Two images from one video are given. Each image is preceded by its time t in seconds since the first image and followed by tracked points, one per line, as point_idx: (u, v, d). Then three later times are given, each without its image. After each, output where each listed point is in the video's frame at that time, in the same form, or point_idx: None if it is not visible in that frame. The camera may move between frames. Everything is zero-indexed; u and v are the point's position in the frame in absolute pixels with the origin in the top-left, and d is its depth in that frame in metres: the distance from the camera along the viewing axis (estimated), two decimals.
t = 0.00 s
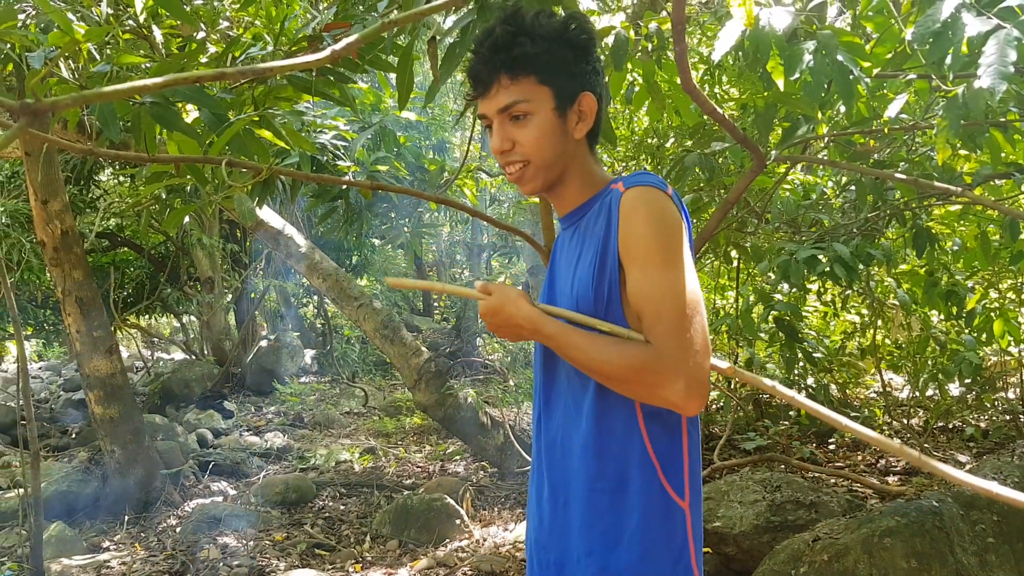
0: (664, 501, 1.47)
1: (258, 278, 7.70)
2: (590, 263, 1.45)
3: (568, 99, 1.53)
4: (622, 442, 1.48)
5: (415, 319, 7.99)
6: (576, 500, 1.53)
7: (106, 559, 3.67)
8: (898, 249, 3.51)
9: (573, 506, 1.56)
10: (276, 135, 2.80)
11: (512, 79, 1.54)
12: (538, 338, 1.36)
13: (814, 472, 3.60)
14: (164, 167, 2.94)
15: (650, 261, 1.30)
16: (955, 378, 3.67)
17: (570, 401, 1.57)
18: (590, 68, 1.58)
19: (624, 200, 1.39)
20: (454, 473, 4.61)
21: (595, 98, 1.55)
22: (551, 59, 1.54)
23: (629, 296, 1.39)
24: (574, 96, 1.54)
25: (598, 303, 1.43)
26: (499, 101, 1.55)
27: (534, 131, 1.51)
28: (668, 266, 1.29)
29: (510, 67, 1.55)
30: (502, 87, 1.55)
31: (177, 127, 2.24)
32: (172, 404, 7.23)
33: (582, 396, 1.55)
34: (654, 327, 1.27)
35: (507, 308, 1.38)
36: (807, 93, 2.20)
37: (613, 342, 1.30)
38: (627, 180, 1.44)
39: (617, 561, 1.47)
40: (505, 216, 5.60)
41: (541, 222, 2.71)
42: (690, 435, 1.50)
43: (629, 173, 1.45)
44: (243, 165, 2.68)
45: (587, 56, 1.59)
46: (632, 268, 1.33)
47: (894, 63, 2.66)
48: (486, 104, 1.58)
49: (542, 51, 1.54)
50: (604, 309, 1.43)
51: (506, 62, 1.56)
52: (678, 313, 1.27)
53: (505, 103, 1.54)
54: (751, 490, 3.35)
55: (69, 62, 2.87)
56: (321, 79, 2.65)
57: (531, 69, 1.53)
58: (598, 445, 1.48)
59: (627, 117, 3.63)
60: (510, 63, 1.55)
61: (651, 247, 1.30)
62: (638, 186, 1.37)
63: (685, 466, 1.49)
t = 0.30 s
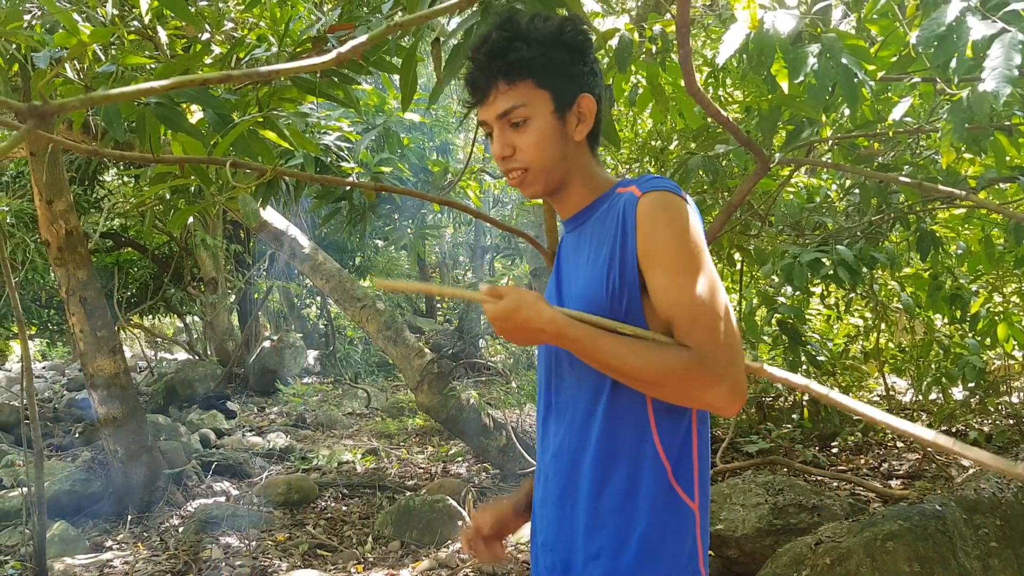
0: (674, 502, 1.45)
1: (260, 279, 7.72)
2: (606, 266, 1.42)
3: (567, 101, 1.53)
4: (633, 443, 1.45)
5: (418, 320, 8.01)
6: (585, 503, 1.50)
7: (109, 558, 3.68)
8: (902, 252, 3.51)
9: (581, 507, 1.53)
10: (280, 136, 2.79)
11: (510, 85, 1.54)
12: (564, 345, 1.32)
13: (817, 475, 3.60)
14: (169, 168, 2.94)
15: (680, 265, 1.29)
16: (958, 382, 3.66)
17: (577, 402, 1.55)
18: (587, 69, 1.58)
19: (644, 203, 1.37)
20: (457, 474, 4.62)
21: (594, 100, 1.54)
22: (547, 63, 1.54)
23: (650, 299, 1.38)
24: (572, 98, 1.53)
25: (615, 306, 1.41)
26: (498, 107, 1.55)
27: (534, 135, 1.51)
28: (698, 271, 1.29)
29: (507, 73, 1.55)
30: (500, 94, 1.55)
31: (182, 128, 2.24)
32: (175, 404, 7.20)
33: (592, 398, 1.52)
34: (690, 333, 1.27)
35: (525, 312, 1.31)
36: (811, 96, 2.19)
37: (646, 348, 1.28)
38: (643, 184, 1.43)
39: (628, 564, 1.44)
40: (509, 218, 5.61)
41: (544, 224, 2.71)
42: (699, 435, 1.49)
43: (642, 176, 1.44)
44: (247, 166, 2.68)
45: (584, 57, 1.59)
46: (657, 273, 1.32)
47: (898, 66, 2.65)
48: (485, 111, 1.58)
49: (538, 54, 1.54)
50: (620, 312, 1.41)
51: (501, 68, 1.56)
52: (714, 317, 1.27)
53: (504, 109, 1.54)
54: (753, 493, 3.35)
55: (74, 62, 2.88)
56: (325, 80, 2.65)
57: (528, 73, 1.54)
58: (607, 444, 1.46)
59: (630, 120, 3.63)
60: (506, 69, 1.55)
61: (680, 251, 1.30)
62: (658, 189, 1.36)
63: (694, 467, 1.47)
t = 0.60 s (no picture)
0: (684, 505, 1.44)
1: (260, 279, 7.73)
2: (617, 267, 1.42)
3: (548, 102, 1.51)
4: (643, 445, 1.45)
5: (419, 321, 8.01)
6: (593, 504, 1.49)
7: (109, 558, 3.69)
8: (902, 254, 3.51)
9: (589, 509, 1.51)
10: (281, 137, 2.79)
11: (489, 101, 1.55)
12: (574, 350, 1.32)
13: (817, 477, 3.60)
14: (170, 168, 2.95)
15: (693, 270, 1.29)
16: (959, 383, 3.67)
17: (587, 404, 1.54)
18: (564, 67, 1.55)
19: (658, 204, 1.36)
20: (456, 475, 4.62)
21: (575, 96, 1.51)
22: (521, 72, 1.53)
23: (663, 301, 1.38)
24: (552, 100, 1.51)
25: (626, 308, 1.41)
26: (483, 125, 1.56)
27: (522, 145, 1.50)
28: (712, 277, 1.29)
29: (483, 90, 1.56)
30: (483, 112, 1.56)
31: (182, 128, 2.24)
32: (175, 404, 7.20)
33: (603, 399, 1.51)
34: (702, 339, 1.28)
35: (534, 317, 1.31)
36: (812, 97, 2.18)
37: (656, 354, 1.29)
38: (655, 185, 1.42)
39: (637, 565, 1.43)
40: (510, 219, 5.61)
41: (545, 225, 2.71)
42: (708, 439, 1.50)
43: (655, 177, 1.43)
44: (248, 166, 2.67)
45: (559, 57, 1.57)
46: (668, 276, 1.32)
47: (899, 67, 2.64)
48: (473, 131, 1.59)
49: (513, 65, 1.54)
50: (631, 313, 1.41)
51: (476, 87, 1.57)
52: (726, 323, 1.28)
53: (489, 125, 1.54)
54: (753, 494, 3.35)
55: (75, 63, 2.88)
56: (325, 81, 2.64)
57: (503, 87, 1.54)
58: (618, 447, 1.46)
59: (631, 121, 3.63)
60: (480, 87, 1.56)
61: (692, 256, 1.29)
62: (672, 191, 1.35)
63: (704, 471, 1.47)
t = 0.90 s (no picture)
0: (686, 503, 1.45)
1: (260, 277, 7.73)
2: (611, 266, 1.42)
3: (554, 96, 1.51)
4: (645, 446, 1.45)
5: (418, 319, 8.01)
6: (596, 505, 1.49)
7: (109, 556, 3.69)
8: (902, 253, 3.52)
9: (592, 507, 1.51)
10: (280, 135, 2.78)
11: (496, 90, 1.55)
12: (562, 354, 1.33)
13: (817, 475, 3.60)
14: (170, 166, 2.94)
15: (680, 267, 1.29)
16: (958, 382, 3.67)
17: (588, 403, 1.54)
18: (575, 61, 1.55)
19: (652, 202, 1.37)
20: (456, 473, 4.63)
21: (582, 90, 1.51)
22: (530, 63, 1.54)
23: (653, 302, 1.38)
24: (558, 92, 1.51)
25: (618, 308, 1.41)
26: (488, 114, 1.56)
27: (523, 136, 1.50)
28: (695, 275, 1.28)
29: (490, 79, 1.57)
30: (489, 100, 1.56)
31: (181, 125, 2.24)
32: (176, 404, 7.10)
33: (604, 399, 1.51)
34: (684, 338, 1.27)
35: (522, 335, 1.34)
36: (811, 95, 2.18)
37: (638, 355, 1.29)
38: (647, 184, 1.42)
39: (641, 565, 1.43)
40: (510, 218, 5.62)
41: (545, 222, 2.71)
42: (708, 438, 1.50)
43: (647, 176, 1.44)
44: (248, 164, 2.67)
45: (569, 50, 1.57)
46: (655, 276, 1.32)
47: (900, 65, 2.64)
48: (478, 119, 1.60)
49: (524, 56, 1.55)
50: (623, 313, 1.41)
51: (484, 76, 1.58)
52: (709, 321, 1.27)
53: (493, 114, 1.55)
54: (753, 492, 3.36)
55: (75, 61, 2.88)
56: (325, 79, 2.63)
57: (511, 77, 1.54)
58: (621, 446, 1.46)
59: (631, 119, 3.64)
60: (487, 76, 1.57)
61: (678, 256, 1.30)
62: (662, 190, 1.36)
63: (704, 469, 1.48)
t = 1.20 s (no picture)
0: (670, 502, 1.45)
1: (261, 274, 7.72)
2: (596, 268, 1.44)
3: (562, 94, 1.51)
4: (628, 446, 1.45)
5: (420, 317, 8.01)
6: (586, 503, 1.50)
7: (111, 553, 3.70)
8: (904, 251, 3.52)
9: (583, 504, 1.51)
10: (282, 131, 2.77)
11: (506, 83, 1.55)
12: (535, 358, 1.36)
13: (818, 472, 3.61)
14: (172, 163, 2.94)
15: (646, 274, 1.28)
16: (960, 380, 3.68)
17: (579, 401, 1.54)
18: (587, 61, 1.55)
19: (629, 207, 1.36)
20: (459, 471, 4.63)
21: (591, 90, 1.50)
22: (542, 60, 1.54)
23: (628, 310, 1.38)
24: (568, 90, 1.51)
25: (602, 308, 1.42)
26: (497, 105, 1.56)
27: (529, 131, 1.51)
28: (658, 282, 1.26)
29: (501, 71, 1.57)
30: (498, 91, 1.56)
31: (183, 122, 2.23)
32: (177, 400, 7.08)
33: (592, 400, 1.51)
34: (643, 348, 1.27)
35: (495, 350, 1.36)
36: (815, 92, 2.18)
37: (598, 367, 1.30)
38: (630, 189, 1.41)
39: (627, 564, 1.43)
40: (512, 215, 5.62)
41: (547, 219, 2.71)
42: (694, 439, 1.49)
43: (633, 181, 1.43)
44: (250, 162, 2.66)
45: (582, 49, 1.57)
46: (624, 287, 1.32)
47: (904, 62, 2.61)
48: (487, 111, 1.60)
49: (536, 53, 1.55)
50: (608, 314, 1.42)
51: (496, 68, 1.58)
52: (673, 330, 1.25)
53: (501, 106, 1.55)
54: (754, 490, 3.36)
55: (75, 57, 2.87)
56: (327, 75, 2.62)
57: (523, 72, 1.54)
58: (610, 445, 1.46)
59: (634, 117, 3.63)
60: (499, 68, 1.57)
61: (642, 266, 1.29)
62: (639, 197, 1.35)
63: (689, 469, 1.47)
